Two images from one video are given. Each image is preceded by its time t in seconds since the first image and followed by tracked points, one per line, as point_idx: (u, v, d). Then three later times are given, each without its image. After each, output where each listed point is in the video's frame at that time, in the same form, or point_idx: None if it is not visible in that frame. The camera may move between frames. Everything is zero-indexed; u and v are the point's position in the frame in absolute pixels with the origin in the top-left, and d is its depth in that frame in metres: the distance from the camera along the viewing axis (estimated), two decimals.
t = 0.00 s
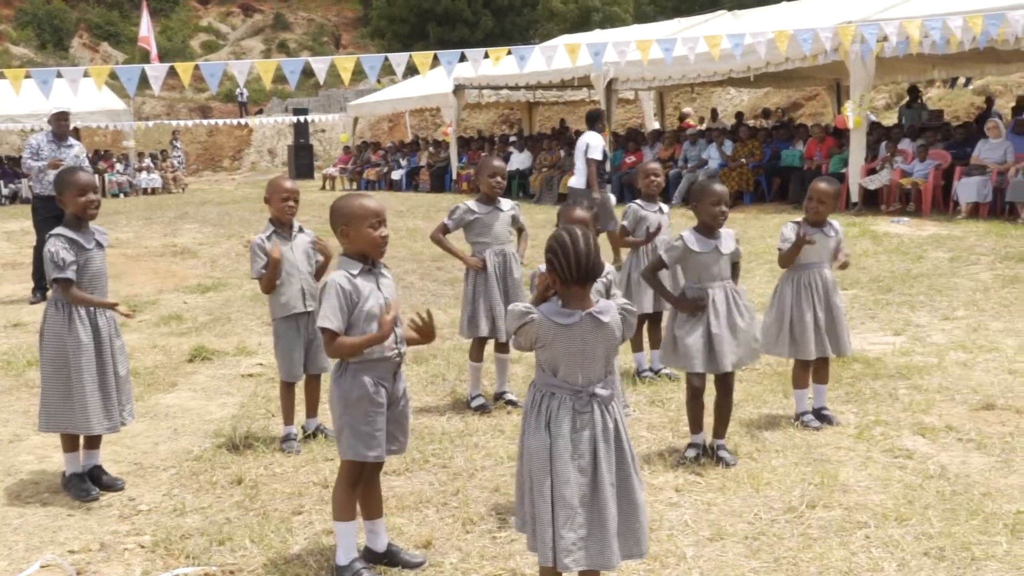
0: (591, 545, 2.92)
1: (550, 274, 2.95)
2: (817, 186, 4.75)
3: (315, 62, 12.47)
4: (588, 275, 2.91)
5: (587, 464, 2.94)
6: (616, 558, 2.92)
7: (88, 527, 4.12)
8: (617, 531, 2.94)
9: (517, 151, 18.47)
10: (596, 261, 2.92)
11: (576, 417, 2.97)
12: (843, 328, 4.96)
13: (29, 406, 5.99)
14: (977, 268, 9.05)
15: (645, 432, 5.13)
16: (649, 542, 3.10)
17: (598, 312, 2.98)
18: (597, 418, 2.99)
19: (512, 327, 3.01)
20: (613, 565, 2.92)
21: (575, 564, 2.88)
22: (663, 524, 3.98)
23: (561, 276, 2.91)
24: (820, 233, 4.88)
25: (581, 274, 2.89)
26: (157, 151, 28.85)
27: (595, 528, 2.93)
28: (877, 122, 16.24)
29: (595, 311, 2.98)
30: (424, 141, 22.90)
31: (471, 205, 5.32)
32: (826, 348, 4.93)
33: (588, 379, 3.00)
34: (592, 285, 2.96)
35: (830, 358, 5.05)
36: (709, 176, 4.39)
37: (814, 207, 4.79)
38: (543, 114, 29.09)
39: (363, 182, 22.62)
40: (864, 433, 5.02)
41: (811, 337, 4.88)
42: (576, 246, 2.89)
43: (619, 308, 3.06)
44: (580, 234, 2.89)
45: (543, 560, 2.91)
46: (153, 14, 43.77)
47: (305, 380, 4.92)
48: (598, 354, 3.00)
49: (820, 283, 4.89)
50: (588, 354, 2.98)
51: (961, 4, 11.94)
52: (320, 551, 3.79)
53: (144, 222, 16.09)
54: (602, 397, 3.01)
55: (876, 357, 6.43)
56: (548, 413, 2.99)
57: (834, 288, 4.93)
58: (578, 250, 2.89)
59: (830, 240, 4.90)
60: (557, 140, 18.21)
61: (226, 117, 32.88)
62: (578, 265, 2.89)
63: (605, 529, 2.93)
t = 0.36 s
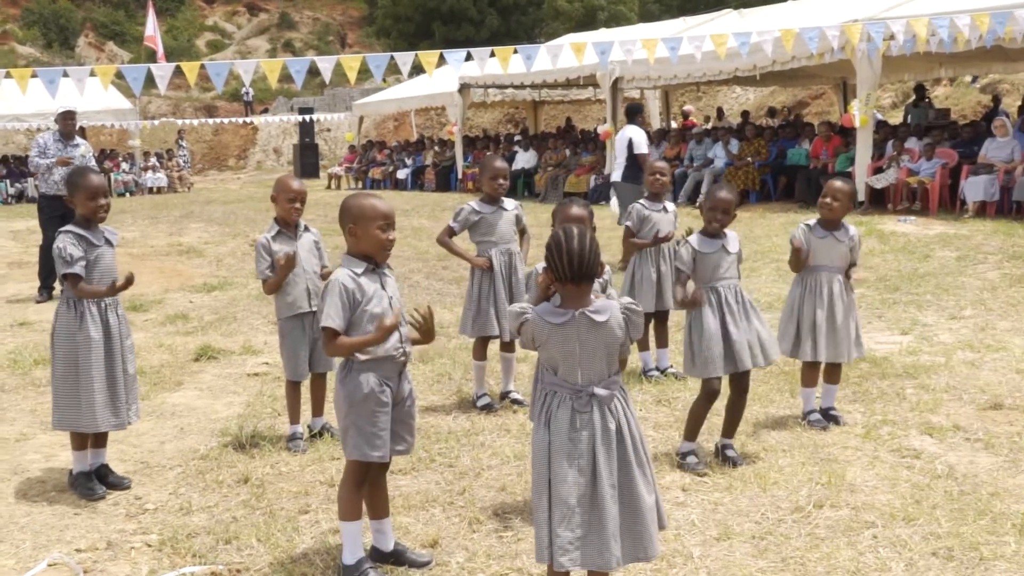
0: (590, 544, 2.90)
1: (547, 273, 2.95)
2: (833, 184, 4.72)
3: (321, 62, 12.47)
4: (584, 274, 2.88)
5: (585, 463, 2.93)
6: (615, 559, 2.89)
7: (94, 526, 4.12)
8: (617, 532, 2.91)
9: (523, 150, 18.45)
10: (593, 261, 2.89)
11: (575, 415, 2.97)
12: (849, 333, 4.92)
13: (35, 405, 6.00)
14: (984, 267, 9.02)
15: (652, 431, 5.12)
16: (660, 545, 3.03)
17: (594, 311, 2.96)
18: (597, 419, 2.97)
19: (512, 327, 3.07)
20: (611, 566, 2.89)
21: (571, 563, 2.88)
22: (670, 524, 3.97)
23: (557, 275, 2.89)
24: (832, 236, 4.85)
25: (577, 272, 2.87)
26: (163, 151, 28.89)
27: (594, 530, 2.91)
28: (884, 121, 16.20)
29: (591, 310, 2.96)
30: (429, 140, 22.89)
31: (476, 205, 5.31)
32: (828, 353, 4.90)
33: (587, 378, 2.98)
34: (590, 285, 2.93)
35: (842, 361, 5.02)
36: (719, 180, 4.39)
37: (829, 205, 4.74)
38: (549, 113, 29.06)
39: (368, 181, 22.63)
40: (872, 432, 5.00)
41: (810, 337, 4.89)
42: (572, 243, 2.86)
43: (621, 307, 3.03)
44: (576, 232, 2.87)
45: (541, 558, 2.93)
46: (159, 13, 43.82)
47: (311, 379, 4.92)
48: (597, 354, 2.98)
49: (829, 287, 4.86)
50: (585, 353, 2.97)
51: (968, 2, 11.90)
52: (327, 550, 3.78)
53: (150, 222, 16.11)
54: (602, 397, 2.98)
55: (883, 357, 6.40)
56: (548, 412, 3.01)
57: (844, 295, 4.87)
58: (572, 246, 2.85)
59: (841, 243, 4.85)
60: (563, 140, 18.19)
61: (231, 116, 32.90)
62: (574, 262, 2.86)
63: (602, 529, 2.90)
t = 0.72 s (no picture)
0: (588, 542, 2.89)
1: (548, 271, 2.96)
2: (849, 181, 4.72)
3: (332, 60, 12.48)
4: (583, 271, 2.88)
5: (583, 461, 2.93)
6: (612, 558, 2.85)
7: (108, 523, 4.14)
8: (616, 531, 2.88)
9: (534, 148, 18.45)
10: (593, 258, 2.88)
11: (575, 413, 2.98)
12: (865, 330, 4.88)
13: (49, 402, 6.03)
14: (997, 266, 8.97)
15: (664, 430, 5.11)
16: (668, 547, 2.97)
17: (596, 310, 2.96)
18: (596, 417, 2.96)
19: (517, 324, 3.10)
20: (607, 565, 2.86)
21: (566, 559, 2.88)
22: (682, 523, 3.96)
23: (557, 274, 2.90)
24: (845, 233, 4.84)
25: (575, 270, 2.87)
26: (175, 149, 28.99)
27: (592, 527, 2.90)
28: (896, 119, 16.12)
29: (593, 309, 2.96)
30: (439, 138, 22.91)
31: (486, 204, 5.31)
32: (840, 348, 4.88)
33: (588, 377, 2.99)
34: (591, 283, 2.92)
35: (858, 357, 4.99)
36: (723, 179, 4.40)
37: (843, 202, 4.73)
38: (560, 111, 29.04)
39: (379, 179, 22.67)
40: (885, 431, 4.98)
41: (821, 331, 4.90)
42: (570, 241, 2.86)
43: (626, 306, 3.01)
44: (573, 230, 2.87)
45: (541, 554, 2.95)
46: (171, 12, 43.96)
47: (324, 378, 4.92)
48: (596, 353, 2.98)
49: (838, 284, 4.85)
50: (585, 351, 2.98)
51: None
52: (340, 548, 3.79)
53: (162, 220, 16.19)
54: (601, 395, 2.97)
55: (896, 356, 6.38)
56: (550, 410, 3.04)
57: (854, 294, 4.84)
58: (569, 245, 2.86)
59: (855, 240, 4.83)
60: (574, 138, 18.18)
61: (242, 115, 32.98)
62: (572, 261, 2.86)
63: (599, 527, 2.88)
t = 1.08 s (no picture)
0: (578, 538, 2.90)
1: (538, 267, 2.97)
2: (855, 181, 4.75)
3: (333, 57, 12.47)
4: (572, 266, 2.89)
5: (574, 458, 2.93)
6: (600, 554, 2.87)
7: (108, 521, 4.14)
8: (604, 528, 2.89)
9: (534, 146, 18.42)
10: (582, 253, 2.89)
11: (564, 409, 2.97)
12: (869, 330, 4.87)
13: (50, 400, 6.03)
14: (997, 264, 8.97)
15: (664, 428, 5.11)
16: (654, 541, 3.00)
17: (586, 305, 2.96)
18: (586, 413, 2.95)
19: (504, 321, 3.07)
20: (598, 561, 2.87)
21: (559, 555, 2.89)
22: (683, 521, 3.96)
23: (547, 270, 2.91)
24: (849, 232, 4.84)
25: (565, 264, 2.88)
26: (175, 147, 28.98)
27: (582, 523, 2.91)
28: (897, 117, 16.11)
29: (583, 304, 2.96)
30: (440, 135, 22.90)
31: (486, 203, 5.32)
32: (843, 348, 4.87)
33: (577, 372, 2.98)
34: (581, 278, 2.94)
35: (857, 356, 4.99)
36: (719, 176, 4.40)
37: (847, 200, 4.78)
38: (560, 109, 29.03)
39: (379, 177, 22.67)
40: (885, 428, 4.98)
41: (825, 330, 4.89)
42: (558, 236, 2.87)
43: (615, 302, 3.01)
44: (561, 226, 2.88)
45: (534, 550, 2.96)
46: (171, 9, 43.92)
47: (324, 376, 4.92)
48: (585, 349, 2.97)
49: (841, 282, 4.85)
50: (574, 348, 2.97)
51: None
52: (340, 546, 3.79)
53: (162, 217, 16.18)
54: (590, 391, 2.96)
55: (896, 353, 6.38)
56: (540, 407, 3.02)
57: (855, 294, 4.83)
58: (558, 240, 2.87)
59: (862, 238, 4.82)
60: (574, 136, 18.18)
61: (243, 112, 32.97)
62: (562, 256, 2.87)
63: (591, 524, 2.89)
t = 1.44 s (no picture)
0: (552, 534, 2.91)
1: (514, 261, 2.98)
2: (842, 179, 4.76)
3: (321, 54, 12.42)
4: (548, 260, 2.89)
5: (548, 453, 2.93)
6: (574, 550, 2.88)
7: (96, 519, 4.12)
8: (578, 523, 2.90)
9: (523, 143, 18.41)
10: (557, 248, 2.90)
11: (538, 405, 2.97)
12: (858, 326, 4.89)
13: (37, 398, 6.00)
14: (984, 261, 9.01)
15: (653, 424, 5.12)
16: (627, 535, 3.01)
17: (560, 300, 2.95)
18: (560, 408, 2.95)
19: (477, 315, 3.06)
20: (572, 556, 2.88)
21: (535, 551, 2.90)
22: (671, 517, 3.97)
23: (522, 263, 2.91)
24: (835, 228, 4.84)
25: (540, 258, 2.89)
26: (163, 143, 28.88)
27: (556, 519, 2.91)
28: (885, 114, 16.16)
29: (557, 299, 2.96)
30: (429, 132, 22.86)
31: (474, 200, 5.30)
32: (833, 343, 4.88)
33: (551, 368, 2.97)
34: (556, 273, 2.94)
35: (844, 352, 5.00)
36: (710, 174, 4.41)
37: (834, 198, 4.80)
38: (549, 106, 29.04)
39: (368, 174, 22.62)
40: (873, 425, 5.00)
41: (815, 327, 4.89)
42: (534, 231, 2.88)
43: (589, 299, 3.01)
44: (539, 221, 2.89)
45: (509, 545, 2.96)
46: (158, 6, 43.72)
47: (313, 374, 4.91)
48: (558, 343, 2.96)
49: (830, 278, 4.86)
50: (549, 343, 2.96)
51: None
52: (329, 543, 3.78)
53: (150, 214, 16.12)
54: (563, 386, 2.96)
55: (884, 350, 6.40)
56: (513, 403, 3.02)
57: (845, 287, 4.85)
58: (534, 235, 2.88)
59: (849, 234, 4.83)
60: (563, 133, 18.17)
61: (231, 109, 32.85)
62: (538, 250, 2.88)
63: (565, 520, 2.89)
